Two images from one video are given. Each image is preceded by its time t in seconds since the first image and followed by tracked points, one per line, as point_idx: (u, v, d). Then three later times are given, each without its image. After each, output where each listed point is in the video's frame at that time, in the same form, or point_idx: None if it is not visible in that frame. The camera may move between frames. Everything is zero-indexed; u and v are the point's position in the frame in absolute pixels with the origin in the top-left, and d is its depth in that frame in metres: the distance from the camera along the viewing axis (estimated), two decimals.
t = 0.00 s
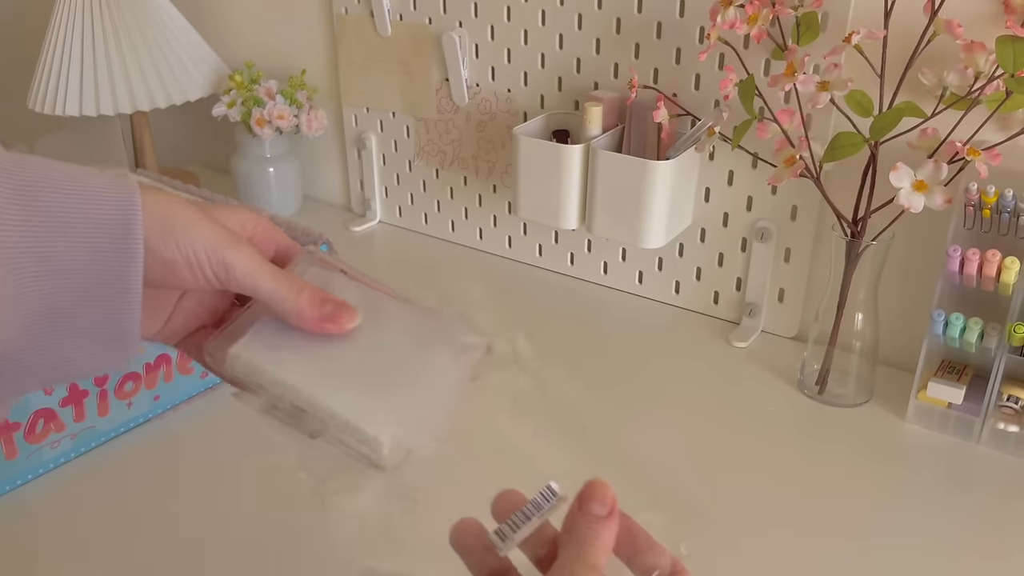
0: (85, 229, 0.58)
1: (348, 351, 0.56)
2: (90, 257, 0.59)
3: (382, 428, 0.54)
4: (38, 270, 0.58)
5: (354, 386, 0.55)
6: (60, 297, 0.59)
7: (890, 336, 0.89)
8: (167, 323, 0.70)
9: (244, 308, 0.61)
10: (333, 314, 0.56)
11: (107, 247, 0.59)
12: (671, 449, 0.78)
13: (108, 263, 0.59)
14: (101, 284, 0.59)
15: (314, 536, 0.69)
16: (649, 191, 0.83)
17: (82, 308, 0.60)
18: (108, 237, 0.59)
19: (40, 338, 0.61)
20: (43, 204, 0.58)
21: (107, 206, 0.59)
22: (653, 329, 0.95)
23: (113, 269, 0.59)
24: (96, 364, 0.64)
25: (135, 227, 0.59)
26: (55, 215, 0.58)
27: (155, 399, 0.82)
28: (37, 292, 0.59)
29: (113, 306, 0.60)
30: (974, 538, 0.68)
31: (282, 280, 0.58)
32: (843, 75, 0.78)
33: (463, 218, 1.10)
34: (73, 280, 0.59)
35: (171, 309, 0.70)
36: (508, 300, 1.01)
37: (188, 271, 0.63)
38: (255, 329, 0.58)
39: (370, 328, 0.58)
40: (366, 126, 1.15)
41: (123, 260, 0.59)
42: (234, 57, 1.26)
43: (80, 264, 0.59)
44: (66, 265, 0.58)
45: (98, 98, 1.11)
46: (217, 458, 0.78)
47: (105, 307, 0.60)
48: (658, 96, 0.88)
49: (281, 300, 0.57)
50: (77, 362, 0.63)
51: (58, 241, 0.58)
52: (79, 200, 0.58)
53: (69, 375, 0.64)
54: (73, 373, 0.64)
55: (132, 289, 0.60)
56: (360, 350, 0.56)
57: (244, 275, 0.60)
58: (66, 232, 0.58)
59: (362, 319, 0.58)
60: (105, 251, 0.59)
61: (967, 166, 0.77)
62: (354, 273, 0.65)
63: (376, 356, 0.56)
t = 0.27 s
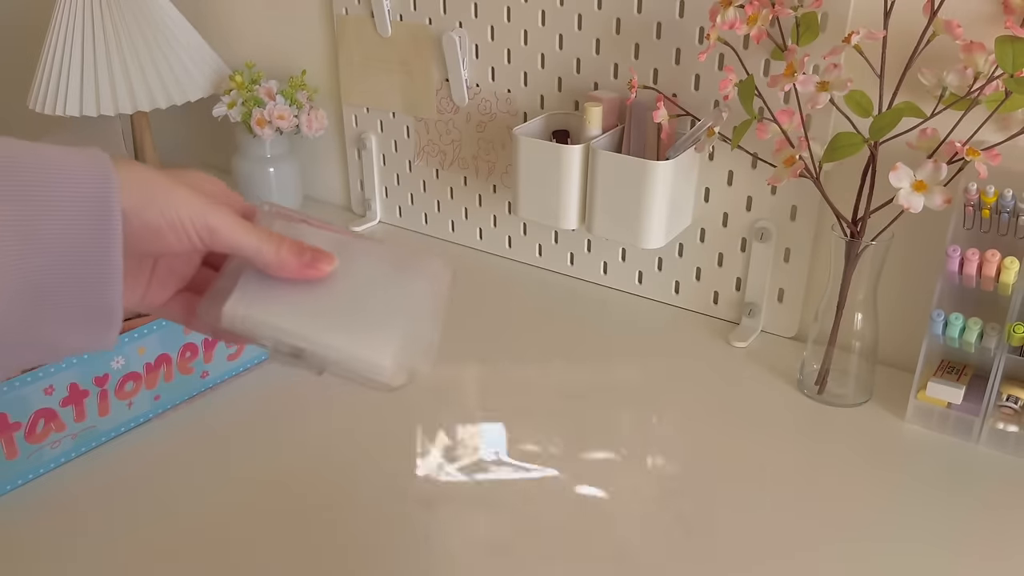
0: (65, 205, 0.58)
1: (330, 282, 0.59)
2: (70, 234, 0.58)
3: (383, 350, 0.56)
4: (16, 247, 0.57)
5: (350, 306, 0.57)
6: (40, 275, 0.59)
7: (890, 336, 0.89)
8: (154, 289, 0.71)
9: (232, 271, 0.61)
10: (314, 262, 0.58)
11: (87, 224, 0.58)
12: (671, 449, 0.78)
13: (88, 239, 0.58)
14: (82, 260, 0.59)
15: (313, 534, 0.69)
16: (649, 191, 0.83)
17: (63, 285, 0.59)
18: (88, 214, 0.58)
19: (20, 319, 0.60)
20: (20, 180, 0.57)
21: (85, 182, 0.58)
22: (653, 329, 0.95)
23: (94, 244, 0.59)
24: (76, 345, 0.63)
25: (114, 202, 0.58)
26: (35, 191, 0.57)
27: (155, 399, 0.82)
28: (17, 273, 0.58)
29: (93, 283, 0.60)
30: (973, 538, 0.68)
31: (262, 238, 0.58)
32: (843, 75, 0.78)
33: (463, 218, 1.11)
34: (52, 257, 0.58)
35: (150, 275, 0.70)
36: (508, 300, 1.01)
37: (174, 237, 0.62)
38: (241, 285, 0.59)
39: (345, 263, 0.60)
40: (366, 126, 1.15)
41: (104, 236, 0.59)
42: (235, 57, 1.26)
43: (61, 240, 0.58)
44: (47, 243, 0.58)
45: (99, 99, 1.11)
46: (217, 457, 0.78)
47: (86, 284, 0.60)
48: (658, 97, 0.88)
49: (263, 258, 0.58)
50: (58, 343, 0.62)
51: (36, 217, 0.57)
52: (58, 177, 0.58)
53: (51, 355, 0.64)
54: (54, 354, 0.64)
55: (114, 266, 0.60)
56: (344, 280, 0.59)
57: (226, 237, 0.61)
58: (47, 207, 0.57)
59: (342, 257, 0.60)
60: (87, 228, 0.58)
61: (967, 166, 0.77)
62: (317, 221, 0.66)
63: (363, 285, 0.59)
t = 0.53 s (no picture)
0: (52, 218, 0.57)
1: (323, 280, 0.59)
2: (57, 249, 0.58)
3: (379, 345, 0.56)
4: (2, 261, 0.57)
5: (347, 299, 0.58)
6: (27, 290, 0.58)
7: (890, 336, 0.89)
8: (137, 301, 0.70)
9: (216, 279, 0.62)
10: (300, 263, 0.58)
11: (73, 238, 0.58)
12: (672, 449, 0.78)
13: (77, 254, 0.58)
14: (70, 275, 0.58)
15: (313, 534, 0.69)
16: (649, 191, 0.83)
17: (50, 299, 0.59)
18: (75, 227, 0.58)
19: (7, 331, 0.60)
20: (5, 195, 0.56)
21: (71, 196, 0.57)
22: (653, 329, 0.95)
23: (81, 258, 0.58)
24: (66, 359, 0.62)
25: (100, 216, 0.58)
26: (24, 206, 0.57)
27: (155, 399, 0.82)
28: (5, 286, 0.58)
29: (80, 298, 0.59)
30: (973, 538, 0.68)
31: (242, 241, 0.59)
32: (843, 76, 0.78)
33: (463, 218, 1.11)
34: (39, 272, 0.58)
35: (136, 287, 0.70)
36: (508, 300, 1.01)
37: (167, 245, 0.63)
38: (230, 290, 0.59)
39: (335, 262, 0.61)
40: (366, 126, 1.15)
41: (90, 250, 0.58)
42: (235, 58, 1.26)
43: (47, 254, 0.57)
44: (34, 259, 0.57)
45: (99, 99, 1.11)
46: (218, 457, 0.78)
47: (73, 298, 0.59)
48: (658, 97, 0.89)
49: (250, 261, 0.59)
50: (48, 357, 0.62)
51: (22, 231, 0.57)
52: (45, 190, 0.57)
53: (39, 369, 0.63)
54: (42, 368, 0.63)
55: (102, 281, 0.59)
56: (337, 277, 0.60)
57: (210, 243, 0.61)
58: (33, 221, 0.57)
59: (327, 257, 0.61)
60: (74, 243, 0.58)
61: (966, 166, 0.77)
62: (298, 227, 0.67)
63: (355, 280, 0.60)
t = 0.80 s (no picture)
0: (78, 266, 0.54)
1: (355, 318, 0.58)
2: (82, 298, 0.55)
3: (414, 391, 0.55)
4: (20, 309, 0.53)
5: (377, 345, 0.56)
6: (42, 339, 0.55)
7: (890, 337, 0.89)
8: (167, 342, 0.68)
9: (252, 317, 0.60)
10: (331, 299, 0.57)
11: (98, 286, 0.55)
12: (671, 448, 0.78)
13: (98, 301, 0.55)
14: (91, 324, 0.55)
15: (313, 533, 0.69)
16: (649, 191, 0.83)
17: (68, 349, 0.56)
18: (102, 275, 0.55)
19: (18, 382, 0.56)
20: (26, 239, 0.53)
21: (98, 241, 0.55)
22: (652, 329, 0.95)
23: (106, 307, 0.55)
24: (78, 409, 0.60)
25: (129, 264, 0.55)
26: (39, 250, 0.53)
27: (156, 398, 0.82)
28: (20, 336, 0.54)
29: (102, 349, 0.57)
30: (974, 538, 0.68)
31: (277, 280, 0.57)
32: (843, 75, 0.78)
33: (463, 218, 1.11)
34: (58, 321, 0.55)
35: (158, 331, 0.67)
36: (508, 300, 1.01)
37: (195, 280, 0.60)
38: (265, 336, 0.58)
39: (367, 293, 0.59)
40: (366, 126, 1.15)
41: (116, 299, 0.55)
42: (235, 58, 1.26)
43: (69, 304, 0.54)
44: (53, 307, 0.54)
45: (99, 99, 1.12)
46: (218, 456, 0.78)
47: (94, 350, 0.56)
48: (658, 97, 0.89)
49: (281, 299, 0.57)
50: (58, 407, 0.59)
51: (44, 278, 0.53)
52: (68, 235, 0.54)
53: (48, 416, 0.60)
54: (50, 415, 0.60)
55: (125, 332, 0.57)
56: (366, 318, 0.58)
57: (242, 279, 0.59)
58: (55, 267, 0.54)
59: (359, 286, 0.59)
60: (99, 292, 0.55)
61: (966, 166, 0.77)
62: (325, 253, 0.65)
63: (385, 314, 0.58)
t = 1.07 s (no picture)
0: (32, 321, 0.48)
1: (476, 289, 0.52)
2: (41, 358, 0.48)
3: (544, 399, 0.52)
4: None
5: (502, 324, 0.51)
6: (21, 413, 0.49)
7: (895, 337, 0.88)
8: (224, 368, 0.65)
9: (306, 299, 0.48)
10: (431, 255, 0.49)
11: (58, 340, 0.48)
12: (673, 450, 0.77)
13: (74, 366, 0.48)
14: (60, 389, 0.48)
15: (307, 534, 0.68)
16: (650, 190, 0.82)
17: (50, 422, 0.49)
18: (59, 326, 0.48)
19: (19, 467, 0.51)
20: None
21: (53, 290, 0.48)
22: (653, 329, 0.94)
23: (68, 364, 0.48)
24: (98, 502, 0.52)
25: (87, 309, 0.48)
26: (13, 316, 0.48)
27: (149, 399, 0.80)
28: None
29: (85, 416, 0.49)
30: (981, 541, 0.67)
31: (354, 239, 0.48)
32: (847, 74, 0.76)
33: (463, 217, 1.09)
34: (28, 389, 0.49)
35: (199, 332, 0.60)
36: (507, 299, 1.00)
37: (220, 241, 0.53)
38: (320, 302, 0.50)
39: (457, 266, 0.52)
40: (365, 124, 1.12)
41: (78, 355, 0.48)
42: (232, 56, 1.25)
43: (32, 366, 0.48)
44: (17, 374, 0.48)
45: (94, 96, 1.11)
46: (212, 456, 0.77)
47: (75, 418, 0.49)
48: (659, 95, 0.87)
49: (359, 269, 0.47)
50: (85, 498, 0.52)
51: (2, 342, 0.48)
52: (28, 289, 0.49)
53: (84, 515, 0.53)
54: (85, 515, 0.53)
55: (108, 404, 0.48)
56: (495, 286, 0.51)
57: (287, 244, 0.47)
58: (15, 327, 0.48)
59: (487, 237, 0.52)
60: (58, 346, 0.48)
61: (971, 166, 0.76)
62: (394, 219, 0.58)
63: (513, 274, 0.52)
